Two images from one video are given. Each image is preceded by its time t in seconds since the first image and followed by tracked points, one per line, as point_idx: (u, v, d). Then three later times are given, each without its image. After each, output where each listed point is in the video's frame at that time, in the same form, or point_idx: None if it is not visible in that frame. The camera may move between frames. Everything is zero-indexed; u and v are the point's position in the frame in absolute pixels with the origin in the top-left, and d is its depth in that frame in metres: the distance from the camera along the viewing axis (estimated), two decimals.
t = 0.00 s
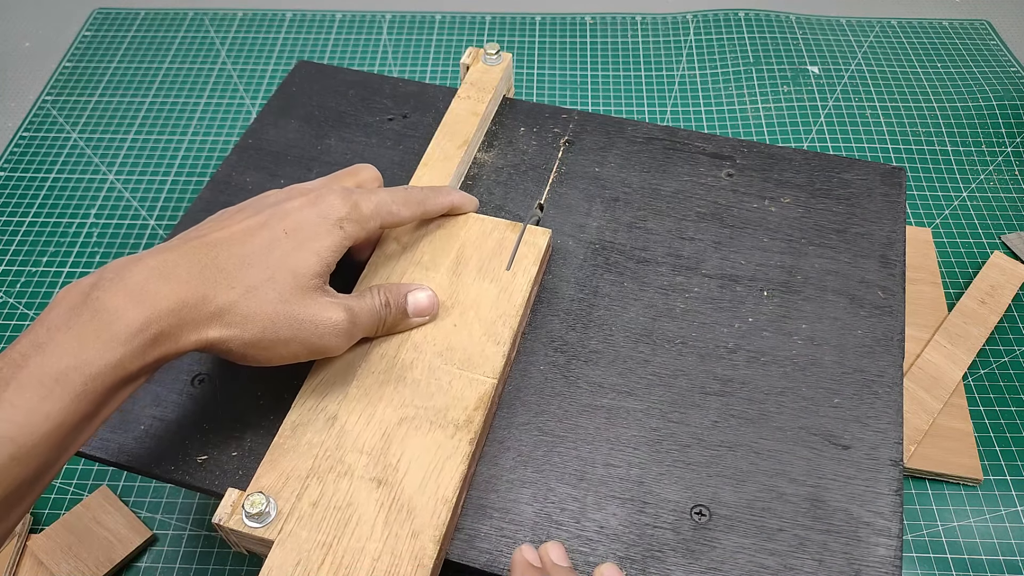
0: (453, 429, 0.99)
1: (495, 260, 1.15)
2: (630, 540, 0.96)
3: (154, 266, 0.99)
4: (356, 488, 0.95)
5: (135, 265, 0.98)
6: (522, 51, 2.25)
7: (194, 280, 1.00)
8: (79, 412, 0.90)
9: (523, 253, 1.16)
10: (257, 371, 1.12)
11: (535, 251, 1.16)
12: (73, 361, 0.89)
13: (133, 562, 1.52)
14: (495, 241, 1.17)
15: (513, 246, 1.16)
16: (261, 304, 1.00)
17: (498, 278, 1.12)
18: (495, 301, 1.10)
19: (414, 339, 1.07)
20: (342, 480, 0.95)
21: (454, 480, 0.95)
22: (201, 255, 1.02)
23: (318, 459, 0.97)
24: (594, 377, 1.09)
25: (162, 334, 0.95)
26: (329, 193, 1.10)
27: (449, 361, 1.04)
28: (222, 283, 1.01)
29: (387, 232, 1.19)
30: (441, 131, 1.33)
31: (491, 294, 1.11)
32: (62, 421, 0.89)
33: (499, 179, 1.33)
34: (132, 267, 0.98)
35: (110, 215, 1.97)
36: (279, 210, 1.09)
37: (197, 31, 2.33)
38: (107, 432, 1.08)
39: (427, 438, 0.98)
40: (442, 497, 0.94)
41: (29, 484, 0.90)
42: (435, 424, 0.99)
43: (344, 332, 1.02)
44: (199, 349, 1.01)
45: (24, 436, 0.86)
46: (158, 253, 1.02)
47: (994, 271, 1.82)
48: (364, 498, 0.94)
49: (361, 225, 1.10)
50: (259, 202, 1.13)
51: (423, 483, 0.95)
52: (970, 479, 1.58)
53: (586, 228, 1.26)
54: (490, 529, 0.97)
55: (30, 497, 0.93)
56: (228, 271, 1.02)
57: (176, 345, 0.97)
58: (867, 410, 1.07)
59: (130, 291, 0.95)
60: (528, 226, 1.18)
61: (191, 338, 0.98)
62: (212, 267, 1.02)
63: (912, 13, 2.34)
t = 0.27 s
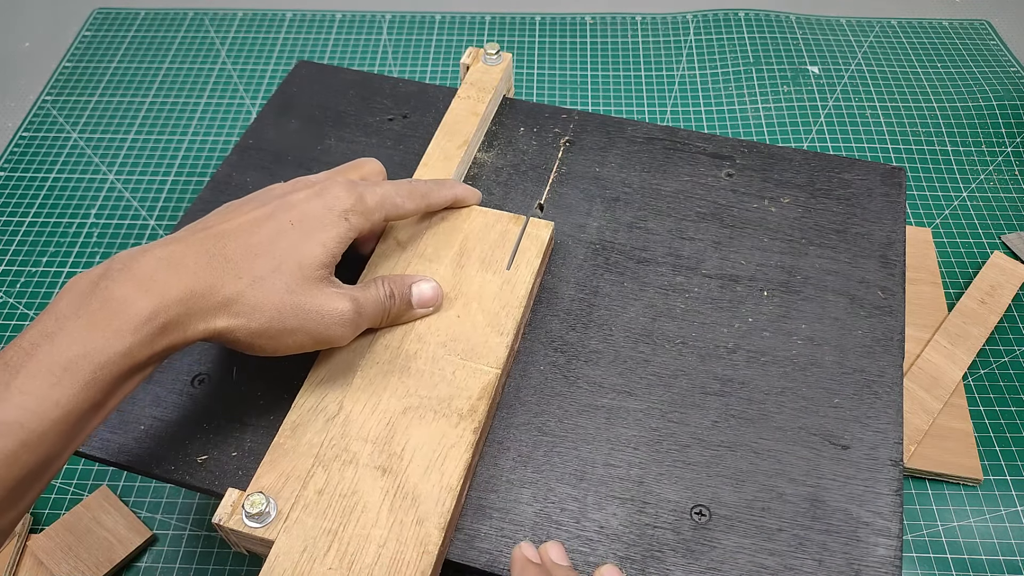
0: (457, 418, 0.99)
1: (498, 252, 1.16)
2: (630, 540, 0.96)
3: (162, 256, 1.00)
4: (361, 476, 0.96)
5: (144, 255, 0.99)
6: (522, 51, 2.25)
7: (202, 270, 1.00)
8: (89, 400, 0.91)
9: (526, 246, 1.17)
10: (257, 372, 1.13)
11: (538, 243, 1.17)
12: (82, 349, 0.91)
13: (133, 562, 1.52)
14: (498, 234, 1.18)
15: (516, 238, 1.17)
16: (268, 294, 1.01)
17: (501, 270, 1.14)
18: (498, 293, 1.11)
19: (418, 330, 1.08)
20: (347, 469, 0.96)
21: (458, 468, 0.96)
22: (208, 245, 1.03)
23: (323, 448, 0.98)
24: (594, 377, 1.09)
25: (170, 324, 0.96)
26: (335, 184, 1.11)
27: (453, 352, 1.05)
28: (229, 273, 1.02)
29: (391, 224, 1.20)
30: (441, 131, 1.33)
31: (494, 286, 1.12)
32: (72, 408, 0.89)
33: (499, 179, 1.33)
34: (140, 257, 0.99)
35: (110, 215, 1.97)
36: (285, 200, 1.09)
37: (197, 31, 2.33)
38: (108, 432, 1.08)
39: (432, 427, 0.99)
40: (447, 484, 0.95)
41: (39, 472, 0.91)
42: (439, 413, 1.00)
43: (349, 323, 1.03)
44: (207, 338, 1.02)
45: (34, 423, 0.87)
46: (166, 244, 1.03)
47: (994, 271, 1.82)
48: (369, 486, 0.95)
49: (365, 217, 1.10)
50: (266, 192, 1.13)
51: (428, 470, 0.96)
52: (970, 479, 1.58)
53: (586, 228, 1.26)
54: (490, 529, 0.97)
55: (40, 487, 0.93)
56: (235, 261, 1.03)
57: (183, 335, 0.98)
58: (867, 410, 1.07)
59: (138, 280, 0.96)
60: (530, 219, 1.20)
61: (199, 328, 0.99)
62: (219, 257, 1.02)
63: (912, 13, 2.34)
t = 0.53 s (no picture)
0: (462, 404, 1.00)
1: (502, 242, 1.17)
2: (630, 540, 0.96)
3: (173, 243, 1.00)
4: (368, 461, 0.96)
5: (154, 242, 1.00)
6: (522, 51, 2.25)
7: (211, 256, 1.01)
8: (102, 383, 0.91)
9: (530, 236, 1.17)
10: (256, 372, 1.13)
11: (541, 233, 1.18)
12: (95, 333, 0.91)
13: (133, 562, 1.52)
14: (502, 224, 1.19)
15: (519, 229, 1.18)
16: (277, 282, 1.02)
17: (505, 260, 1.14)
18: (503, 282, 1.12)
19: (424, 318, 1.08)
20: (354, 454, 0.97)
21: (464, 453, 0.97)
22: (217, 232, 1.04)
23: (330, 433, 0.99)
24: (594, 377, 1.09)
25: (181, 309, 0.97)
26: (341, 174, 1.13)
27: (458, 340, 1.06)
28: (239, 260, 1.03)
29: (396, 215, 1.21)
30: (441, 131, 1.33)
31: (498, 275, 1.12)
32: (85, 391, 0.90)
33: (499, 178, 1.33)
34: (151, 243, 1.00)
35: (110, 215, 1.97)
36: (292, 189, 1.10)
37: (197, 31, 2.33)
38: (107, 431, 1.08)
39: (438, 413, 1.00)
40: (453, 469, 0.96)
41: (51, 457, 0.90)
42: (445, 399, 1.01)
43: (356, 310, 1.04)
44: (216, 325, 1.03)
45: (46, 406, 0.87)
46: (176, 230, 1.03)
47: (994, 271, 1.82)
48: (376, 471, 0.96)
49: (372, 207, 1.12)
50: (272, 182, 1.14)
51: (434, 455, 0.97)
52: (970, 479, 1.58)
53: (586, 228, 1.26)
54: (490, 529, 0.97)
55: (49, 473, 0.92)
56: (244, 249, 1.04)
57: (194, 320, 0.99)
58: (867, 410, 1.07)
59: (149, 266, 0.97)
60: (534, 211, 1.21)
61: (209, 314, 1.00)
62: (228, 245, 1.04)
63: (912, 13, 2.34)
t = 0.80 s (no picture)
0: (466, 393, 1.02)
1: (506, 233, 1.18)
2: (630, 540, 0.96)
3: (180, 234, 1.02)
4: (374, 449, 0.98)
5: (162, 233, 1.02)
6: (522, 51, 2.25)
7: (218, 247, 1.03)
8: (111, 370, 0.92)
9: (533, 227, 1.18)
10: (257, 371, 1.13)
11: (544, 224, 1.19)
12: (104, 321, 0.92)
13: (133, 562, 1.52)
14: (505, 217, 1.20)
15: (522, 221, 1.19)
16: (284, 271, 1.04)
17: (509, 251, 1.16)
18: (507, 273, 1.13)
19: (428, 308, 1.10)
20: (360, 441, 0.98)
21: (469, 441, 0.98)
22: (224, 224, 1.06)
23: (335, 421, 1.00)
24: (594, 377, 1.09)
25: (189, 298, 0.99)
26: (346, 165, 1.14)
27: (463, 330, 1.07)
28: (245, 250, 1.04)
29: (400, 206, 1.22)
30: (442, 130, 1.33)
31: (502, 266, 1.14)
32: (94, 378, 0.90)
33: (499, 178, 1.33)
34: (159, 235, 1.02)
35: (110, 215, 1.97)
36: (298, 181, 1.12)
37: (197, 31, 2.33)
38: (108, 432, 1.08)
39: (442, 401, 1.01)
40: (457, 456, 0.97)
41: (60, 445, 0.90)
42: (450, 388, 1.02)
43: (362, 299, 1.05)
44: (225, 313, 1.04)
45: (57, 391, 0.88)
46: (183, 222, 1.05)
47: (994, 271, 1.82)
48: (381, 458, 0.97)
49: (378, 198, 1.13)
50: (279, 173, 1.16)
51: (439, 443, 0.98)
52: (970, 479, 1.58)
53: (587, 228, 1.26)
54: (490, 529, 0.97)
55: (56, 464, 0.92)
56: (251, 239, 1.05)
57: (202, 309, 1.01)
58: (867, 410, 1.07)
59: (158, 257, 0.99)
60: (538, 202, 1.22)
61: (217, 302, 1.02)
62: (235, 235, 1.05)
63: (912, 13, 2.34)
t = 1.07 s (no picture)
0: (471, 380, 1.03)
1: (510, 224, 1.19)
2: (630, 540, 0.96)
3: (189, 221, 1.04)
4: (379, 436, 0.99)
5: (171, 221, 1.03)
6: (523, 51, 2.25)
7: (226, 234, 1.04)
8: (122, 355, 0.94)
9: (536, 218, 1.19)
10: (257, 369, 1.13)
11: (548, 215, 1.20)
12: (116, 306, 0.94)
13: (133, 562, 1.52)
14: (509, 208, 1.21)
15: (526, 212, 1.20)
16: (291, 259, 1.05)
17: (513, 241, 1.16)
18: (511, 263, 1.14)
19: (433, 298, 1.10)
20: (366, 428, 0.99)
21: (473, 427, 0.99)
22: (232, 211, 1.07)
23: (341, 409, 1.01)
24: (594, 377, 1.09)
25: (199, 284, 1.01)
26: (351, 155, 1.15)
27: (467, 319, 1.08)
28: (253, 238, 1.05)
29: (405, 197, 1.23)
30: (442, 130, 1.32)
31: (505, 257, 1.15)
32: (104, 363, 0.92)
33: (499, 178, 1.33)
34: (168, 222, 1.03)
35: (110, 215, 1.97)
36: (305, 170, 1.13)
37: (197, 31, 2.33)
38: (108, 431, 1.08)
39: (448, 389, 1.02)
40: (462, 442, 0.98)
41: (71, 429, 0.92)
42: (455, 375, 1.03)
43: (369, 287, 1.05)
44: (233, 300, 1.06)
45: (70, 374, 0.90)
46: (192, 210, 1.06)
47: (994, 271, 1.82)
48: (387, 445, 0.98)
49: (382, 187, 1.14)
50: (285, 164, 1.17)
51: (444, 429, 0.99)
52: (970, 479, 1.58)
53: (587, 228, 1.26)
54: (490, 529, 0.97)
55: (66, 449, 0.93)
56: (259, 227, 1.06)
57: (212, 295, 1.02)
58: (867, 410, 1.07)
59: (167, 244, 1.00)
60: (541, 193, 1.22)
61: (227, 289, 1.03)
62: (243, 222, 1.06)
63: (912, 13, 2.34)
